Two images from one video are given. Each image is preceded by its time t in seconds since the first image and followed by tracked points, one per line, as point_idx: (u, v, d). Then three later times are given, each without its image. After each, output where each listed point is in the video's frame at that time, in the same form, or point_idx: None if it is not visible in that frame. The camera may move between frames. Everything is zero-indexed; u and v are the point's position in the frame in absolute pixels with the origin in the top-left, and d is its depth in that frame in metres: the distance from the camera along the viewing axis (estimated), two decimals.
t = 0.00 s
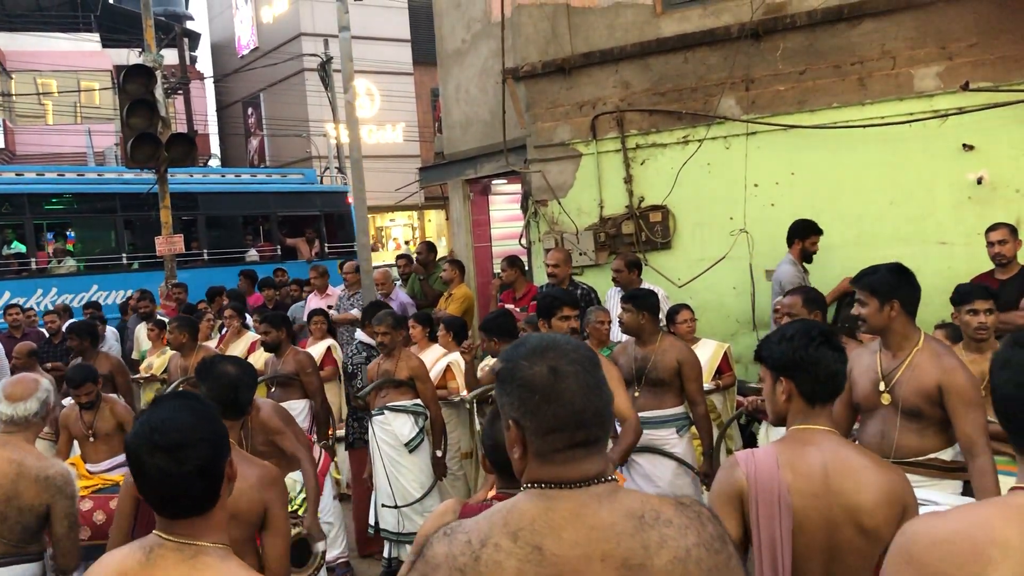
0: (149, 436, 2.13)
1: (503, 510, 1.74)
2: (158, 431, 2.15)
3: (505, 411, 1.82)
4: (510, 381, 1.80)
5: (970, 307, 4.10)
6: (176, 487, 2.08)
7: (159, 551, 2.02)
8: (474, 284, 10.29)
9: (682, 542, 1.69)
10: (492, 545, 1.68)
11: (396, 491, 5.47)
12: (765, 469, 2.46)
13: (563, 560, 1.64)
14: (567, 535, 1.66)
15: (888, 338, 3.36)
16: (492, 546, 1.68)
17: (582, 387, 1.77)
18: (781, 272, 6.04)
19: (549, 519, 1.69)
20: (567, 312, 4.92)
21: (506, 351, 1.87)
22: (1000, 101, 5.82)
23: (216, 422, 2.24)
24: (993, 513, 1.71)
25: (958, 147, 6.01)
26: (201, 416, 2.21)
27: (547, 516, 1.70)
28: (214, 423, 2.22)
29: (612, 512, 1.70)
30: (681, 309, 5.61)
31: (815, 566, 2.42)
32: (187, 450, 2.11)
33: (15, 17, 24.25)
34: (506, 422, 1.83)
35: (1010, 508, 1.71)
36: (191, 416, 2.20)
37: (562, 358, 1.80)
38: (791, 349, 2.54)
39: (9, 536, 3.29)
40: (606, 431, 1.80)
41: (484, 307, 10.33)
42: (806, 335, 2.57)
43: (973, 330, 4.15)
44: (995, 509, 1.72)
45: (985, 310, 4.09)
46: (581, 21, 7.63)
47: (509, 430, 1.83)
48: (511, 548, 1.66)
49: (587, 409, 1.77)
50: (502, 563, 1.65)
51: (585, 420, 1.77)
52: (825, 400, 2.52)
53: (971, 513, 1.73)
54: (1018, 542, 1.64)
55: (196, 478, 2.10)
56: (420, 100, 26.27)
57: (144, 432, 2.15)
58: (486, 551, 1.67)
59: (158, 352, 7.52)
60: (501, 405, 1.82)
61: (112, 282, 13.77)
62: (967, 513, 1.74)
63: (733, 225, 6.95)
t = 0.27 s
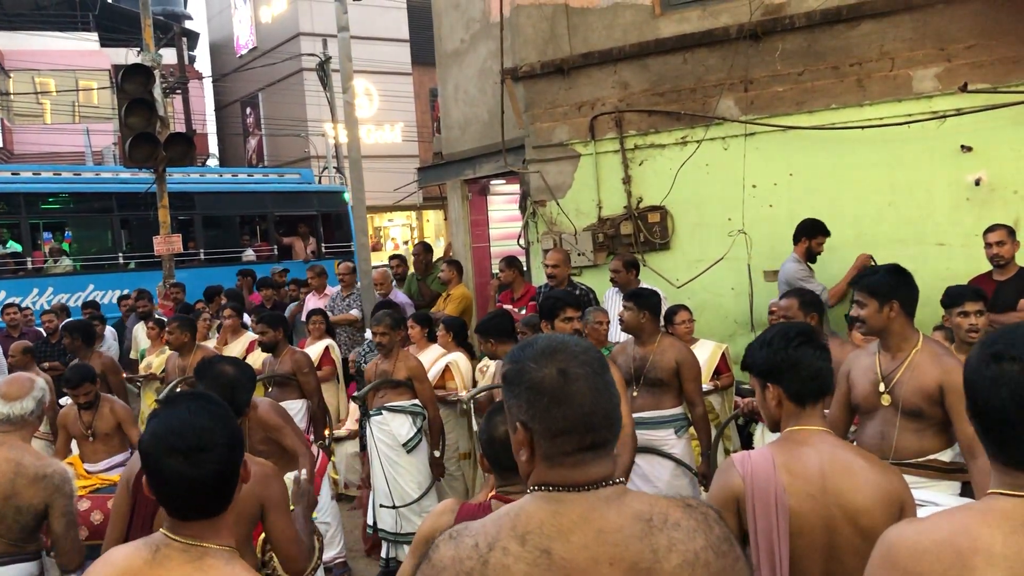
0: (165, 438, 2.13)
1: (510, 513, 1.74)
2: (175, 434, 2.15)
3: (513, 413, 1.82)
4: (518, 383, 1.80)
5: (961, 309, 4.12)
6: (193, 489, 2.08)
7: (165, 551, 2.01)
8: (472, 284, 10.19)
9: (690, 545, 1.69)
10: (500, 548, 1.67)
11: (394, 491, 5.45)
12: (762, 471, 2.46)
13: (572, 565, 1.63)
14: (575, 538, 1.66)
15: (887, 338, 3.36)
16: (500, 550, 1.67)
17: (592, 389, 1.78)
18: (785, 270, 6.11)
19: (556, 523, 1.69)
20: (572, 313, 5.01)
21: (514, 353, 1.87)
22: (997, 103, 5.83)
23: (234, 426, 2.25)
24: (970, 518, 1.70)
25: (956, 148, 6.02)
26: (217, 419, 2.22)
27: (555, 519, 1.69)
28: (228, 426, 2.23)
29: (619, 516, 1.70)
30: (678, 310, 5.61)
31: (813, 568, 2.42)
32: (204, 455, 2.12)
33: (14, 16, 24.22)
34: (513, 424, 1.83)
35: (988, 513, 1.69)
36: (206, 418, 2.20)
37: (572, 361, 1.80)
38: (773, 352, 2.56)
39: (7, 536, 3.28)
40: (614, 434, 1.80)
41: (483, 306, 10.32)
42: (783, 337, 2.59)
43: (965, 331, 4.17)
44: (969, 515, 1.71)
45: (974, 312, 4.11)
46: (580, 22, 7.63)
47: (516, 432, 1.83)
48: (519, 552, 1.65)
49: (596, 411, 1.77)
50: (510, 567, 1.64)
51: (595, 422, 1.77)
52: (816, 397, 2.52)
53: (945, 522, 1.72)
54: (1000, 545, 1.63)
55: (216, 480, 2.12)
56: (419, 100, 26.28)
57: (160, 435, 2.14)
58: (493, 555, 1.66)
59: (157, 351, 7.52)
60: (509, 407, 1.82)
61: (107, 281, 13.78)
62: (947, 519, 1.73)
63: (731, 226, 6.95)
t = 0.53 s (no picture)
0: (166, 441, 2.11)
1: (514, 515, 1.73)
2: (176, 435, 2.12)
3: (515, 413, 1.81)
4: (521, 383, 1.80)
5: (958, 310, 4.13)
6: (195, 491, 2.07)
7: (163, 551, 2.02)
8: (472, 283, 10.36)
9: (695, 545, 1.70)
10: (505, 550, 1.66)
11: (390, 490, 5.44)
12: (757, 470, 2.46)
13: (578, 565, 1.62)
14: (580, 539, 1.65)
15: (881, 339, 3.37)
16: (505, 552, 1.66)
17: (595, 389, 1.78)
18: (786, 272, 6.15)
19: (561, 523, 1.68)
20: (569, 313, 5.05)
21: (516, 353, 1.87)
22: (994, 104, 5.83)
23: (233, 425, 2.24)
24: (960, 519, 1.70)
25: (953, 149, 6.02)
26: (216, 417, 2.20)
27: (560, 521, 1.69)
28: (227, 423, 2.21)
29: (625, 516, 1.70)
30: (676, 310, 5.61)
31: (808, 568, 2.42)
32: (206, 456, 2.10)
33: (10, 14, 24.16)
34: (516, 425, 1.82)
35: (977, 515, 1.68)
36: (206, 417, 2.18)
37: (574, 360, 1.81)
38: (775, 351, 2.56)
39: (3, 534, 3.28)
40: (617, 434, 1.80)
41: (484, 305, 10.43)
42: (786, 337, 2.58)
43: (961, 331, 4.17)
44: (960, 517, 1.70)
45: (971, 313, 4.12)
46: (578, 21, 7.63)
47: (519, 433, 1.83)
48: (524, 554, 1.64)
49: (600, 410, 1.77)
50: (515, 568, 1.63)
51: (598, 422, 1.77)
52: (815, 399, 2.52)
53: (938, 523, 1.72)
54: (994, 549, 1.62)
55: (216, 480, 2.11)
56: (417, 99, 26.27)
57: (161, 439, 2.12)
58: (498, 557, 1.65)
59: (154, 349, 7.51)
60: (511, 407, 1.82)
61: (103, 280, 13.76)
62: (938, 524, 1.72)
63: (728, 226, 6.95)
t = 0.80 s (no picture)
0: (149, 443, 2.11)
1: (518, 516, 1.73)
2: (157, 437, 2.13)
3: (519, 413, 1.82)
4: (525, 383, 1.81)
5: (957, 309, 4.14)
6: (182, 493, 2.06)
7: (154, 554, 2.02)
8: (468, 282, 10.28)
9: (699, 545, 1.71)
10: (510, 552, 1.65)
11: (387, 489, 5.45)
12: (754, 470, 2.47)
13: (584, 567, 1.63)
14: (585, 540, 1.66)
15: (874, 341, 3.38)
16: (510, 553, 1.65)
17: (600, 389, 1.79)
18: (791, 278, 6.13)
19: (566, 524, 1.69)
20: (557, 313, 5.00)
21: (519, 354, 1.88)
22: (991, 104, 5.85)
23: (214, 425, 2.25)
24: (962, 521, 1.62)
25: (951, 150, 6.04)
26: (197, 419, 2.21)
27: (565, 522, 1.69)
28: (208, 425, 2.22)
29: (631, 517, 1.71)
30: (674, 309, 5.64)
31: (804, 567, 2.43)
32: (189, 456, 2.10)
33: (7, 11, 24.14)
34: (519, 425, 1.83)
35: (978, 518, 1.61)
36: (187, 420, 2.19)
37: (579, 360, 1.82)
38: (774, 351, 2.56)
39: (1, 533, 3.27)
40: (621, 434, 1.81)
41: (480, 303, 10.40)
42: (787, 336, 2.59)
43: (960, 331, 4.19)
44: (960, 519, 1.63)
45: (971, 312, 4.13)
46: (576, 20, 7.63)
47: (523, 433, 1.83)
48: (530, 555, 1.64)
49: (604, 410, 1.78)
50: (521, 570, 1.63)
51: (602, 422, 1.78)
52: (813, 400, 2.53)
53: (938, 525, 1.65)
54: (996, 551, 1.56)
55: (202, 482, 2.10)
56: (414, 98, 26.27)
57: (143, 442, 2.12)
58: (504, 559, 1.65)
59: (151, 347, 7.52)
60: (515, 407, 1.83)
61: (101, 277, 13.74)
62: (936, 527, 1.64)
63: (726, 225, 6.97)
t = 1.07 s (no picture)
0: (135, 442, 2.12)
1: (520, 516, 1.73)
2: (143, 436, 2.13)
3: (521, 412, 1.82)
4: (527, 382, 1.80)
5: (957, 308, 4.14)
6: (169, 490, 2.06)
7: (145, 551, 2.02)
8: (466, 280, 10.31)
9: (701, 544, 1.71)
10: (512, 552, 1.66)
11: (385, 488, 5.45)
12: (752, 470, 2.47)
13: (586, 567, 1.63)
14: (588, 540, 1.66)
15: (870, 341, 3.38)
16: (512, 553, 1.66)
17: (602, 388, 1.79)
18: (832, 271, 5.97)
19: (568, 524, 1.69)
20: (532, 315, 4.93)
21: (521, 352, 1.88)
22: (989, 104, 5.85)
23: (198, 421, 2.26)
24: (966, 522, 1.62)
25: (949, 149, 6.04)
26: (182, 417, 2.21)
27: (567, 521, 1.69)
28: (193, 423, 2.22)
29: (633, 516, 1.71)
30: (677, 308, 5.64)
31: (801, 567, 2.44)
32: (175, 454, 2.10)
33: (4, 7, 24.07)
34: (521, 424, 1.83)
35: (982, 520, 1.60)
36: (173, 417, 2.20)
37: (581, 359, 1.82)
38: (770, 350, 2.56)
39: None
40: (623, 434, 1.81)
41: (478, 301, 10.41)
42: (781, 336, 2.59)
43: (960, 331, 4.19)
44: (964, 521, 1.62)
45: (970, 312, 4.13)
46: (574, 19, 7.62)
47: (524, 432, 1.83)
48: (531, 555, 1.65)
49: (607, 410, 1.78)
50: (523, 570, 1.63)
51: (605, 421, 1.78)
52: (811, 398, 2.53)
53: (941, 526, 1.64)
54: (1001, 556, 1.55)
55: (190, 478, 2.10)
56: (413, 96, 26.25)
57: (129, 441, 2.12)
58: (506, 559, 1.65)
59: (149, 346, 7.52)
60: (516, 407, 1.83)
61: (99, 275, 13.73)
62: (941, 528, 1.64)
63: (724, 225, 6.97)
